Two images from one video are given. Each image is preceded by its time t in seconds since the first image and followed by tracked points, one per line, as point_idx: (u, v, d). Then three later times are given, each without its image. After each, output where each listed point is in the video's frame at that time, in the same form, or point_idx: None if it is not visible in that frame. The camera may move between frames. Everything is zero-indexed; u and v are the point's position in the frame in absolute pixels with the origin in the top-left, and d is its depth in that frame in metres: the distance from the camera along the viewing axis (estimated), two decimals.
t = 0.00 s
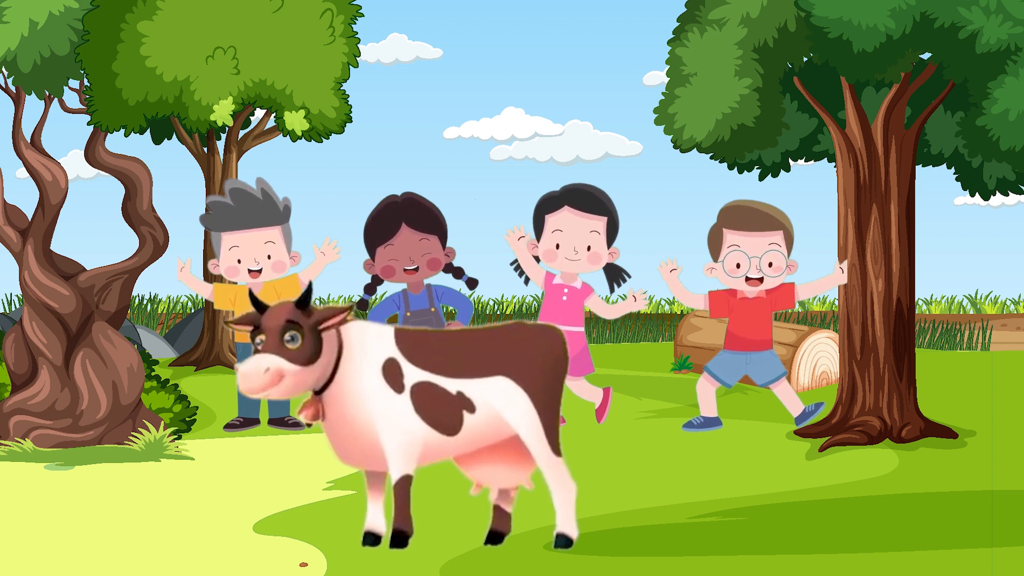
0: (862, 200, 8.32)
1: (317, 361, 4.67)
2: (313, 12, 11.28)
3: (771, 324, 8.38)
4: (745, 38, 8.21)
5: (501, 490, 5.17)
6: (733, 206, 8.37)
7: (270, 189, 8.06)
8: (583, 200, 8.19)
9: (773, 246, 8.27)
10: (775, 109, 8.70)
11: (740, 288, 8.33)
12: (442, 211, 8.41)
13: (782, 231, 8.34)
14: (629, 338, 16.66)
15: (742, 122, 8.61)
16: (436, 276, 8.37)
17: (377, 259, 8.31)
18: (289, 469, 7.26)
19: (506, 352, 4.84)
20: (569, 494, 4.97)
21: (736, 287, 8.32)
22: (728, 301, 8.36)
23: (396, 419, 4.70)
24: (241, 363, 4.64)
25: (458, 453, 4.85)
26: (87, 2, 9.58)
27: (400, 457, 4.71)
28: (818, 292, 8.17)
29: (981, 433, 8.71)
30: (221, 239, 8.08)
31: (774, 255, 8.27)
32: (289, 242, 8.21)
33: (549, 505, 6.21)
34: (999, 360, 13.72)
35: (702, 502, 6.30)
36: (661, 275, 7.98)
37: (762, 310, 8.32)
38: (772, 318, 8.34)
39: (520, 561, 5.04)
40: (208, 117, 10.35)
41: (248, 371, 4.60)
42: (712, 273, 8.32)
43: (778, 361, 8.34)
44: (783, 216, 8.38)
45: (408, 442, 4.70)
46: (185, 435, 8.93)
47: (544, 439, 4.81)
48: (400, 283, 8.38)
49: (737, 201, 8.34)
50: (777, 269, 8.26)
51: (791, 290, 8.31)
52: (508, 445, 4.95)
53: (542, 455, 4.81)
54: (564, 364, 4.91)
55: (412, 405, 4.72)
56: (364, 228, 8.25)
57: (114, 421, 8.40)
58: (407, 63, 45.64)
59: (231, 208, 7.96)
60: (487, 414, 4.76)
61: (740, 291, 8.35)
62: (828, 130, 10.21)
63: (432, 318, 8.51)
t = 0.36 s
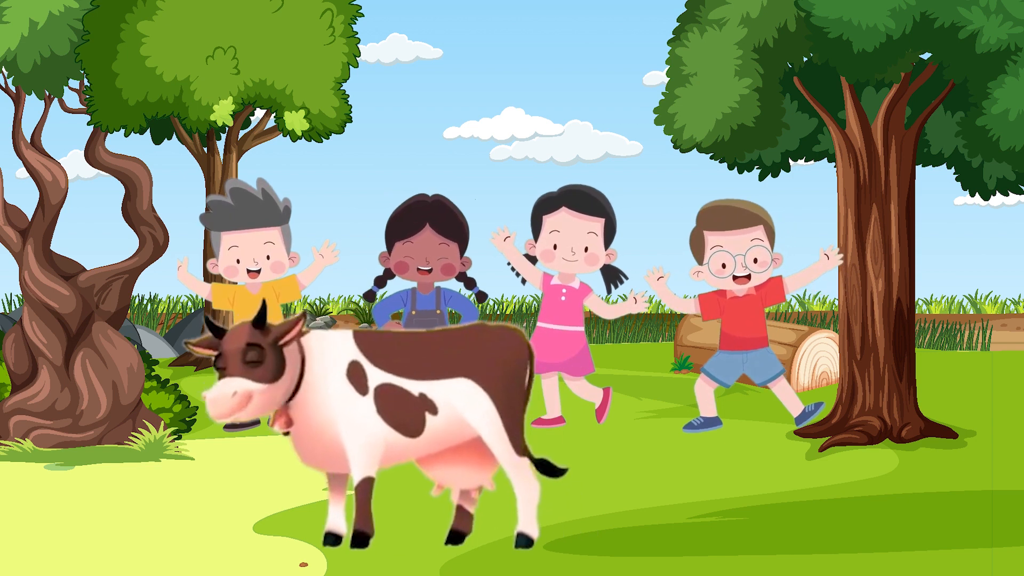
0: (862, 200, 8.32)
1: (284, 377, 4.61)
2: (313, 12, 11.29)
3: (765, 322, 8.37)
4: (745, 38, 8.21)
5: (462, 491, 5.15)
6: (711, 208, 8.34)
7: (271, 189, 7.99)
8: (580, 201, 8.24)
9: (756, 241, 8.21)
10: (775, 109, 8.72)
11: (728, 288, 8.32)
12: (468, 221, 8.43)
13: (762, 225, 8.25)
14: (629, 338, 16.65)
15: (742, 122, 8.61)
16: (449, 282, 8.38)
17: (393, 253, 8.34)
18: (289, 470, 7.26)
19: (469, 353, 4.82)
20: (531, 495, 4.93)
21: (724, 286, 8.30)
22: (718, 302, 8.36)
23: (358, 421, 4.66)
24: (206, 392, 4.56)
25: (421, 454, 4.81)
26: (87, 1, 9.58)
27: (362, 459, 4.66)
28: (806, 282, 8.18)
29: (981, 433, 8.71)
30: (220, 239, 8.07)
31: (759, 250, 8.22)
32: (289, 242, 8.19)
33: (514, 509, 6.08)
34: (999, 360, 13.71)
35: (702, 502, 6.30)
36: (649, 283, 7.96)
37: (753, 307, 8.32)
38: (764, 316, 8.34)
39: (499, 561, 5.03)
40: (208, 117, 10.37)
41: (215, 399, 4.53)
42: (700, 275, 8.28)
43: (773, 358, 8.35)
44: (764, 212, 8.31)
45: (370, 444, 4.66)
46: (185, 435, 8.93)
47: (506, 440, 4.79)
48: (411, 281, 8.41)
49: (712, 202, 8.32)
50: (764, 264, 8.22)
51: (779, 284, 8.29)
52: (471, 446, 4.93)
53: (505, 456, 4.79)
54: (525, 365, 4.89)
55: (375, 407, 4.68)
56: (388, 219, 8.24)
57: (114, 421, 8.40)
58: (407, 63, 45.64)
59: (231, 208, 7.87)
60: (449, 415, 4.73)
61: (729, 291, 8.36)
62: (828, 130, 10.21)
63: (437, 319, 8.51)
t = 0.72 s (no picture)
0: (862, 200, 8.32)
1: (243, 373, 4.61)
2: (313, 12, 11.29)
3: (767, 323, 8.39)
4: (745, 38, 8.21)
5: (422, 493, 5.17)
6: (722, 207, 8.38)
7: (270, 189, 7.97)
8: (573, 206, 8.36)
9: (765, 243, 8.27)
10: (774, 110, 8.73)
11: (735, 288, 8.34)
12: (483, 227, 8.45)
13: (773, 228, 8.31)
14: (629, 338, 16.65)
15: (742, 122, 8.61)
16: (457, 285, 8.31)
17: (407, 249, 8.35)
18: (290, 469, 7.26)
19: (430, 353, 4.81)
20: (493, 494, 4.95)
21: (730, 286, 8.33)
22: (724, 302, 8.35)
23: (318, 423, 4.65)
24: (163, 372, 4.51)
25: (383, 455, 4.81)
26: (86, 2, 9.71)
27: (322, 461, 4.66)
28: (811, 287, 8.19)
29: (981, 433, 8.71)
30: (221, 239, 8.07)
31: (767, 252, 8.28)
32: (291, 241, 8.16)
33: (476, 509, 6.09)
34: (999, 360, 13.71)
35: (702, 502, 6.30)
36: (654, 278, 8.00)
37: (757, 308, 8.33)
38: (768, 317, 8.36)
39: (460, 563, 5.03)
40: (208, 117, 10.34)
41: (169, 379, 4.47)
42: (706, 274, 8.30)
43: (775, 360, 8.35)
44: (774, 214, 8.35)
45: (330, 446, 4.66)
46: (185, 435, 8.93)
47: (467, 441, 4.81)
48: (419, 278, 8.39)
49: (724, 201, 8.36)
50: (771, 267, 8.28)
51: (785, 286, 8.33)
52: (431, 448, 4.94)
53: (467, 457, 4.81)
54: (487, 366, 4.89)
55: (335, 408, 4.67)
56: (405, 214, 8.25)
57: (114, 421, 8.41)
58: (407, 63, 45.62)
59: (230, 208, 7.85)
60: (410, 417, 4.74)
61: (735, 291, 8.36)
62: (828, 130, 10.21)
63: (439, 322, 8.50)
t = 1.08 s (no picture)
0: (862, 200, 8.32)
1: (197, 353, 4.62)
2: (313, 12, 11.29)
3: (777, 326, 8.37)
4: (745, 38, 8.21)
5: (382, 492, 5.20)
6: (751, 206, 8.40)
7: (269, 187, 7.89)
8: (574, 208, 8.37)
9: (787, 250, 8.29)
10: (774, 110, 8.73)
11: (750, 288, 8.32)
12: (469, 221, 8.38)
13: (797, 235, 8.33)
14: (629, 338, 16.65)
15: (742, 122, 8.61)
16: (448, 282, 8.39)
17: (394, 252, 8.34)
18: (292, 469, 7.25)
19: (388, 351, 4.81)
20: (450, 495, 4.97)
21: (745, 286, 8.33)
22: (736, 300, 8.33)
23: (274, 420, 4.69)
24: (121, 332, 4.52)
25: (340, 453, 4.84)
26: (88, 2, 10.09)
27: (278, 458, 4.71)
28: (825, 300, 8.25)
29: (981, 433, 8.71)
30: (223, 240, 8.08)
31: (787, 259, 8.29)
32: (292, 240, 8.13)
33: (433, 508, 6.10)
34: (1000, 360, 13.71)
35: (702, 501, 6.30)
36: (673, 266, 8.01)
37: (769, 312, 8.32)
38: (778, 321, 8.34)
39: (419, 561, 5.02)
40: (208, 117, 10.34)
41: (126, 341, 4.47)
42: (724, 269, 8.37)
43: (781, 362, 8.35)
44: (800, 220, 8.37)
45: (287, 442, 4.70)
46: (185, 435, 8.93)
47: (424, 440, 4.81)
48: (411, 281, 8.41)
49: (752, 200, 8.37)
50: (789, 273, 8.29)
51: (799, 295, 8.34)
52: (390, 446, 4.98)
53: (424, 456, 4.81)
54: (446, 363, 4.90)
55: (292, 405, 4.70)
56: (387, 219, 8.29)
57: (114, 421, 8.40)
58: (407, 63, 45.64)
59: (231, 210, 7.86)
60: (368, 415, 4.75)
61: (749, 292, 8.32)
62: (828, 130, 10.21)
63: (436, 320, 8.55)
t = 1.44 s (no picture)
0: (862, 200, 8.31)
1: (156, 352, 4.63)
2: (313, 12, 11.29)
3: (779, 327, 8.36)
4: (745, 38, 8.21)
5: (342, 489, 5.19)
6: (755, 206, 8.40)
7: (268, 187, 7.83)
8: (572, 203, 8.39)
9: (791, 250, 8.27)
10: (774, 110, 8.73)
11: (752, 288, 8.34)
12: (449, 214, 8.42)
13: (802, 237, 8.31)
14: (629, 338, 16.66)
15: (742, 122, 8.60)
16: (440, 278, 8.38)
17: (381, 258, 8.33)
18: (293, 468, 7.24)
19: (349, 350, 4.82)
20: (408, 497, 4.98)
21: (749, 286, 8.34)
22: (739, 300, 8.35)
23: (233, 418, 4.69)
24: (79, 334, 4.52)
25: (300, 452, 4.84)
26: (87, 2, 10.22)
27: (237, 456, 4.71)
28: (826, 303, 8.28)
29: (981, 433, 8.71)
30: (224, 241, 8.10)
31: (790, 259, 8.28)
32: (293, 240, 8.13)
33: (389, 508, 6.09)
34: (1000, 360, 13.71)
35: (702, 502, 6.30)
36: (677, 264, 8.01)
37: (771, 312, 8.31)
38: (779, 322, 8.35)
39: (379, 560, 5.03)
40: (208, 117, 10.39)
41: (85, 343, 4.48)
42: (728, 268, 8.37)
43: (780, 362, 8.35)
44: (803, 221, 8.32)
45: (246, 441, 4.71)
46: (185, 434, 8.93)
47: (384, 439, 4.83)
48: (403, 283, 8.39)
49: (757, 200, 8.37)
50: (793, 274, 8.28)
51: (801, 296, 8.34)
52: (350, 445, 4.98)
53: (383, 455, 4.83)
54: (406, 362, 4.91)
55: (252, 404, 4.71)
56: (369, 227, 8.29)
57: (114, 421, 8.37)
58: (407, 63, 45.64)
59: (231, 211, 7.80)
60: (328, 413, 4.76)
61: (752, 291, 8.34)
62: (828, 130, 10.21)
63: (433, 319, 8.52)
